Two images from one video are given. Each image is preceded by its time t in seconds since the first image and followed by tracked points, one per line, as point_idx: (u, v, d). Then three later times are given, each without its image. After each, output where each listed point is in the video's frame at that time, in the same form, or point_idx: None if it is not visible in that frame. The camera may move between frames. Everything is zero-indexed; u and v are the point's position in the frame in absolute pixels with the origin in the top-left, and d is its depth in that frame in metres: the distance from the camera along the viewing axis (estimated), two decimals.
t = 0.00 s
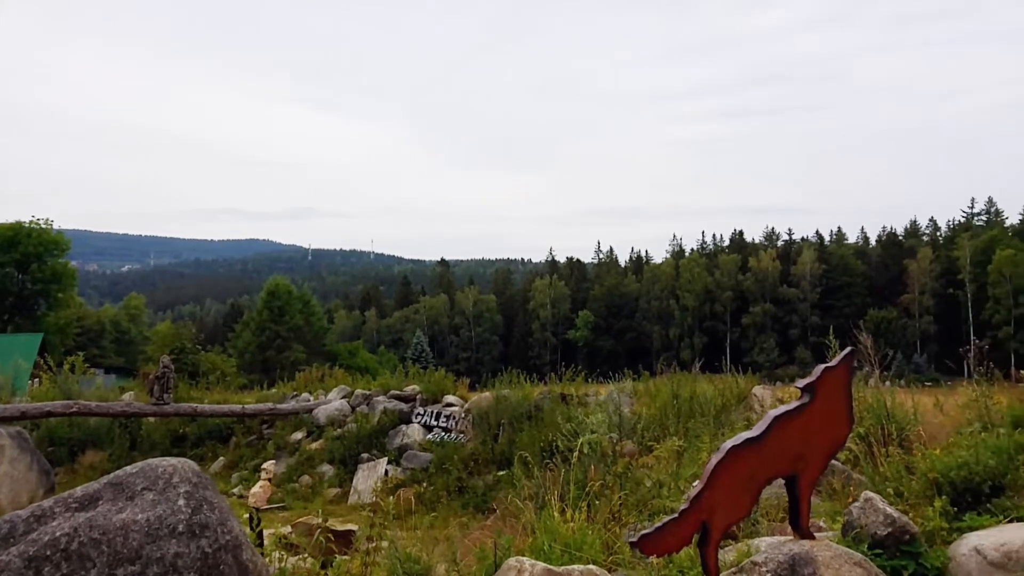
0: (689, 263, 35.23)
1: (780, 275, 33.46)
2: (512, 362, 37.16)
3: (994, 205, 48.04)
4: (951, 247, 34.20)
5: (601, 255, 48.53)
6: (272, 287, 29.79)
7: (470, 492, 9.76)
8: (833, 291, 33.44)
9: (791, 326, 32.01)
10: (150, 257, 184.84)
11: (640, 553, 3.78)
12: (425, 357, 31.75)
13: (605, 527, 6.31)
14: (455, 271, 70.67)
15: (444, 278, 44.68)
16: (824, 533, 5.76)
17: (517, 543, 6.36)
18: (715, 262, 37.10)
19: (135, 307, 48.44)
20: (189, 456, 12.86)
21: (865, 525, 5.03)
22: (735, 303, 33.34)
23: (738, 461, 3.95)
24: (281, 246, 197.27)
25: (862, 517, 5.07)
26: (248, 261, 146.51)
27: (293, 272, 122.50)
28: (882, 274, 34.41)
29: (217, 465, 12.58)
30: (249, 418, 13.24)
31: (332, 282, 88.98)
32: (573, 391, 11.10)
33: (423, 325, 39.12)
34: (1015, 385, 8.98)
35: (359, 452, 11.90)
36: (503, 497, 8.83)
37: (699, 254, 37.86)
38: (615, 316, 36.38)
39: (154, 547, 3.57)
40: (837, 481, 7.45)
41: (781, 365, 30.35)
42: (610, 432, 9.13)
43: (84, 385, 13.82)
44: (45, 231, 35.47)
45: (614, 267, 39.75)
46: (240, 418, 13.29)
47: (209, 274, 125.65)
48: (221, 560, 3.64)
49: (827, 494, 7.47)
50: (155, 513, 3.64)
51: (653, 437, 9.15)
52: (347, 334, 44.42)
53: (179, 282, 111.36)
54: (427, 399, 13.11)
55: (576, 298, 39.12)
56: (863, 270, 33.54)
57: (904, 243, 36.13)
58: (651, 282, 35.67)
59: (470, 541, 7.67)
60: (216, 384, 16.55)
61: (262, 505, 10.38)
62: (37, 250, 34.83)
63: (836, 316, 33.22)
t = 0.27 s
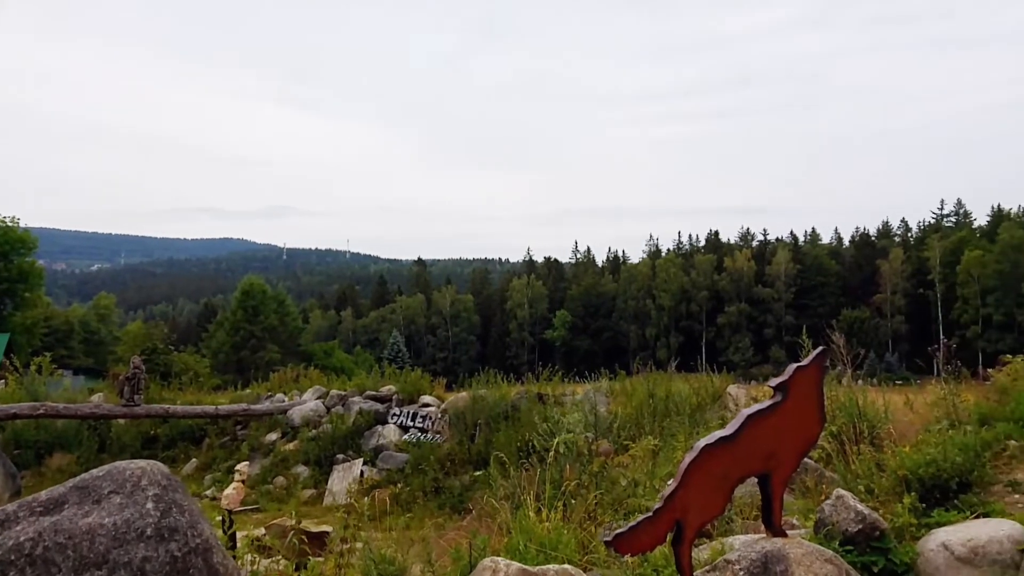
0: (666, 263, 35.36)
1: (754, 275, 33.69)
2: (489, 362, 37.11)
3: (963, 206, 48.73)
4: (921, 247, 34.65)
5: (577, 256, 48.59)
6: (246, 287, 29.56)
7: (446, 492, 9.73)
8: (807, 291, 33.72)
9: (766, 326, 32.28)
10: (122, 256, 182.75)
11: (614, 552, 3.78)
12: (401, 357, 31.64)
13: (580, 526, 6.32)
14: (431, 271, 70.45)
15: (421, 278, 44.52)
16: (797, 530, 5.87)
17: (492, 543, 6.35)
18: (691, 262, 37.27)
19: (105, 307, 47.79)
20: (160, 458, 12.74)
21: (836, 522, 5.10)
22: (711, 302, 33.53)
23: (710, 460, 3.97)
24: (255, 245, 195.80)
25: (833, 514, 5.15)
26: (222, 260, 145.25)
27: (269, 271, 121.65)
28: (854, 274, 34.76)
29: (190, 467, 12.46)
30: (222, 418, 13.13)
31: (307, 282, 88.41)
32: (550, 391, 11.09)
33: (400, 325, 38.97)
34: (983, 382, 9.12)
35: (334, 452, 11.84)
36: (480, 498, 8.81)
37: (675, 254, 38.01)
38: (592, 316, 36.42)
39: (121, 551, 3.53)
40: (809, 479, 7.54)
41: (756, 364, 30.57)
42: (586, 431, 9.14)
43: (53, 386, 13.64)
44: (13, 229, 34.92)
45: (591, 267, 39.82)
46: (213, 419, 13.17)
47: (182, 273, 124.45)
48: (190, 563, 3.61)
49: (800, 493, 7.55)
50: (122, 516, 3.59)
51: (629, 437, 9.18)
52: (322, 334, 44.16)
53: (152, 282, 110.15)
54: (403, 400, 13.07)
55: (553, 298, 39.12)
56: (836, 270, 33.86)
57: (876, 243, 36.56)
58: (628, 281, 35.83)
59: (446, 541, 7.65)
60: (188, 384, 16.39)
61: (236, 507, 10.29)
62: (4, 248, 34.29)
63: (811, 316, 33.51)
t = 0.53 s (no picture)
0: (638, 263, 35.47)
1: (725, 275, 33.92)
2: (461, 362, 37.00)
3: (928, 207, 49.44)
4: (889, 248, 35.10)
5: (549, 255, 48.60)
6: (215, 286, 29.22)
7: (418, 493, 9.68)
8: (777, 291, 34.01)
9: (736, 326, 32.51)
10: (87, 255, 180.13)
11: (584, 551, 3.78)
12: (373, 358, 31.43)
13: (551, 526, 6.31)
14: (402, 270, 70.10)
15: (393, 278, 44.30)
16: (766, 528, 6.01)
17: (463, 543, 6.33)
18: (662, 262, 37.44)
19: (67, 307, 46.93)
20: (124, 461, 12.58)
21: (804, 520, 5.30)
22: (682, 302, 33.71)
23: (679, 459, 3.98)
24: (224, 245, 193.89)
25: (800, 512, 5.34)
26: (190, 259, 143.63)
27: (238, 271, 120.49)
28: (823, 274, 35.11)
29: (156, 469, 12.31)
30: (190, 420, 12.99)
31: (277, 281, 87.64)
32: (523, 391, 11.08)
33: (371, 325, 38.75)
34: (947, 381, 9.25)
35: (304, 454, 11.75)
36: (451, 498, 8.78)
37: (648, 255, 38.14)
38: (565, 316, 36.44)
39: (81, 557, 3.47)
40: (778, 477, 7.62)
41: (727, 363, 30.78)
42: (557, 431, 9.14)
43: (13, 388, 13.40)
44: None
45: (564, 267, 39.86)
46: (180, 421, 13.04)
47: (149, 273, 122.84)
48: (153, 569, 3.56)
49: (770, 490, 7.63)
50: (82, 521, 3.53)
51: (600, 437, 9.19)
52: (292, 334, 43.77)
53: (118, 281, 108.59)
54: (375, 401, 13.01)
55: (526, 298, 39.07)
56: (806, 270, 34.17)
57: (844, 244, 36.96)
58: (601, 281, 35.89)
59: (416, 542, 7.61)
60: (155, 386, 16.17)
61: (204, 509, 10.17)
62: None
63: (780, 315, 33.79)
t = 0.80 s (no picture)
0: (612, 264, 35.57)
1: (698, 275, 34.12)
2: (436, 362, 36.87)
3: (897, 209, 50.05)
4: (858, 250, 35.49)
5: (524, 256, 48.62)
6: (185, 287, 28.92)
7: (391, 495, 9.63)
8: (749, 291, 34.26)
9: (709, 326, 32.73)
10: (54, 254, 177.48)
11: (556, 552, 3.77)
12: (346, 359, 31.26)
13: (524, 526, 6.31)
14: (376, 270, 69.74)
15: (366, 278, 44.07)
16: (736, 527, 6.07)
17: (435, 545, 6.30)
18: (636, 262, 37.58)
19: (32, 308, 46.17)
20: (89, 465, 12.44)
21: (773, 518, 5.35)
22: (656, 303, 33.86)
23: (651, 458, 3.99)
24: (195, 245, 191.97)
25: (771, 511, 5.38)
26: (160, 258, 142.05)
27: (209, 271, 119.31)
28: (795, 275, 35.42)
29: (123, 473, 12.16)
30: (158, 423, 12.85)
31: (248, 282, 86.86)
32: (497, 391, 11.05)
33: (344, 325, 38.51)
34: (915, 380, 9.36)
35: (276, 456, 11.64)
36: (425, 500, 8.74)
37: (622, 255, 38.26)
38: (540, 316, 36.46)
39: (42, 564, 3.40)
40: (750, 476, 7.68)
41: (700, 363, 30.94)
42: (531, 431, 9.14)
43: None
44: None
45: (539, 268, 39.88)
46: (148, 424, 12.90)
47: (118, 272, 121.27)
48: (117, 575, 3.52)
49: (741, 490, 7.68)
50: (43, 527, 3.47)
51: (574, 437, 9.19)
52: (264, 335, 43.42)
53: (86, 281, 107.08)
54: (348, 402, 12.93)
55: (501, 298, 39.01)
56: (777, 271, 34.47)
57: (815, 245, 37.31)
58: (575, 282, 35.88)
59: (388, 545, 7.56)
60: (123, 388, 15.97)
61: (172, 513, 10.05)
62: None
63: (752, 315, 34.04)
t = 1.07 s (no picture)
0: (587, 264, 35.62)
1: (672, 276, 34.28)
2: (411, 363, 36.71)
3: (868, 211, 50.58)
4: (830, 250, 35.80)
5: (499, 256, 48.57)
6: (155, 287, 28.62)
7: (365, 497, 9.56)
8: (724, 292, 34.46)
9: (683, 326, 32.91)
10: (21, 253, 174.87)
11: (527, 552, 3.76)
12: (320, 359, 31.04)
13: (499, 527, 6.29)
14: (350, 270, 69.34)
15: (340, 278, 43.81)
16: (709, 527, 6.12)
17: (409, 546, 6.27)
18: (612, 262, 37.67)
19: None
20: (55, 469, 12.30)
21: (746, 516, 5.44)
22: (631, 303, 33.97)
23: (624, 459, 3.98)
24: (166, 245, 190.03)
25: (743, 510, 5.48)
26: (131, 258, 140.45)
27: (180, 271, 118.07)
28: (768, 275, 35.67)
29: (89, 476, 12.01)
30: (127, 425, 12.69)
31: (220, 282, 86.05)
32: (473, 392, 11.01)
33: (318, 325, 38.27)
34: (884, 379, 9.44)
35: (248, 458, 11.54)
36: (399, 501, 8.69)
37: (597, 256, 38.33)
38: (516, 316, 36.42)
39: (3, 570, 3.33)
40: (723, 475, 7.73)
41: (674, 363, 31.09)
42: (505, 432, 9.13)
43: None
44: None
45: (515, 268, 39.85)
46: (115, 426, 12.77)
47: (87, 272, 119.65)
48: None
49: (715, 488, 7.74)
50: (4, 533, 3.40)
51: (550, 437, 9.19)
52: (237, 335, 43.01)
53: (55, 281, 105.58)
54: (321, 403, 12.85)
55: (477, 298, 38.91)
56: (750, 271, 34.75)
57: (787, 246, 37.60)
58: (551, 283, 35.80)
59: (362, 547, 7.50)
60: (90, 391, 15.76)
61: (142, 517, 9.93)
62: None
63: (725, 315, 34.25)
